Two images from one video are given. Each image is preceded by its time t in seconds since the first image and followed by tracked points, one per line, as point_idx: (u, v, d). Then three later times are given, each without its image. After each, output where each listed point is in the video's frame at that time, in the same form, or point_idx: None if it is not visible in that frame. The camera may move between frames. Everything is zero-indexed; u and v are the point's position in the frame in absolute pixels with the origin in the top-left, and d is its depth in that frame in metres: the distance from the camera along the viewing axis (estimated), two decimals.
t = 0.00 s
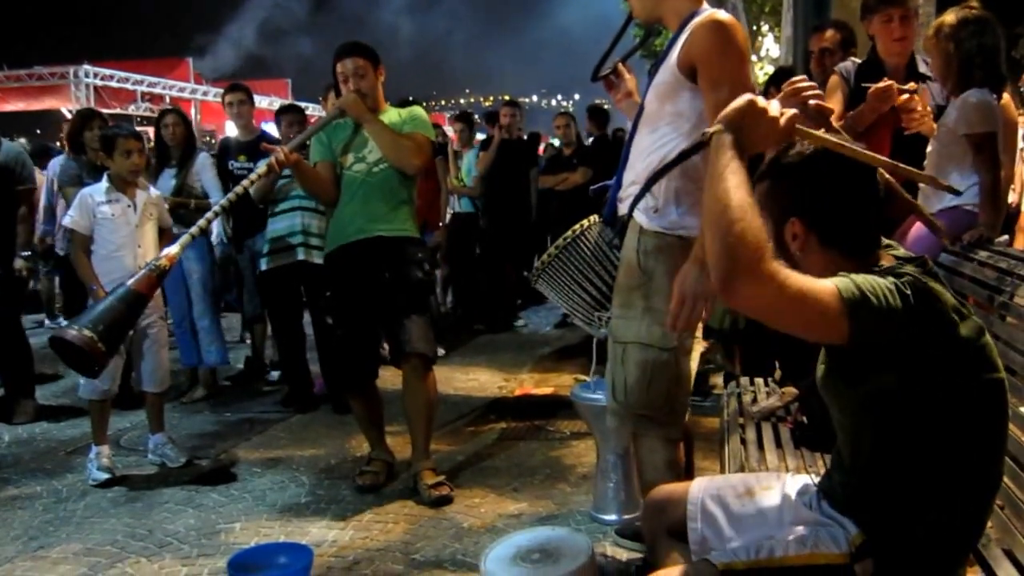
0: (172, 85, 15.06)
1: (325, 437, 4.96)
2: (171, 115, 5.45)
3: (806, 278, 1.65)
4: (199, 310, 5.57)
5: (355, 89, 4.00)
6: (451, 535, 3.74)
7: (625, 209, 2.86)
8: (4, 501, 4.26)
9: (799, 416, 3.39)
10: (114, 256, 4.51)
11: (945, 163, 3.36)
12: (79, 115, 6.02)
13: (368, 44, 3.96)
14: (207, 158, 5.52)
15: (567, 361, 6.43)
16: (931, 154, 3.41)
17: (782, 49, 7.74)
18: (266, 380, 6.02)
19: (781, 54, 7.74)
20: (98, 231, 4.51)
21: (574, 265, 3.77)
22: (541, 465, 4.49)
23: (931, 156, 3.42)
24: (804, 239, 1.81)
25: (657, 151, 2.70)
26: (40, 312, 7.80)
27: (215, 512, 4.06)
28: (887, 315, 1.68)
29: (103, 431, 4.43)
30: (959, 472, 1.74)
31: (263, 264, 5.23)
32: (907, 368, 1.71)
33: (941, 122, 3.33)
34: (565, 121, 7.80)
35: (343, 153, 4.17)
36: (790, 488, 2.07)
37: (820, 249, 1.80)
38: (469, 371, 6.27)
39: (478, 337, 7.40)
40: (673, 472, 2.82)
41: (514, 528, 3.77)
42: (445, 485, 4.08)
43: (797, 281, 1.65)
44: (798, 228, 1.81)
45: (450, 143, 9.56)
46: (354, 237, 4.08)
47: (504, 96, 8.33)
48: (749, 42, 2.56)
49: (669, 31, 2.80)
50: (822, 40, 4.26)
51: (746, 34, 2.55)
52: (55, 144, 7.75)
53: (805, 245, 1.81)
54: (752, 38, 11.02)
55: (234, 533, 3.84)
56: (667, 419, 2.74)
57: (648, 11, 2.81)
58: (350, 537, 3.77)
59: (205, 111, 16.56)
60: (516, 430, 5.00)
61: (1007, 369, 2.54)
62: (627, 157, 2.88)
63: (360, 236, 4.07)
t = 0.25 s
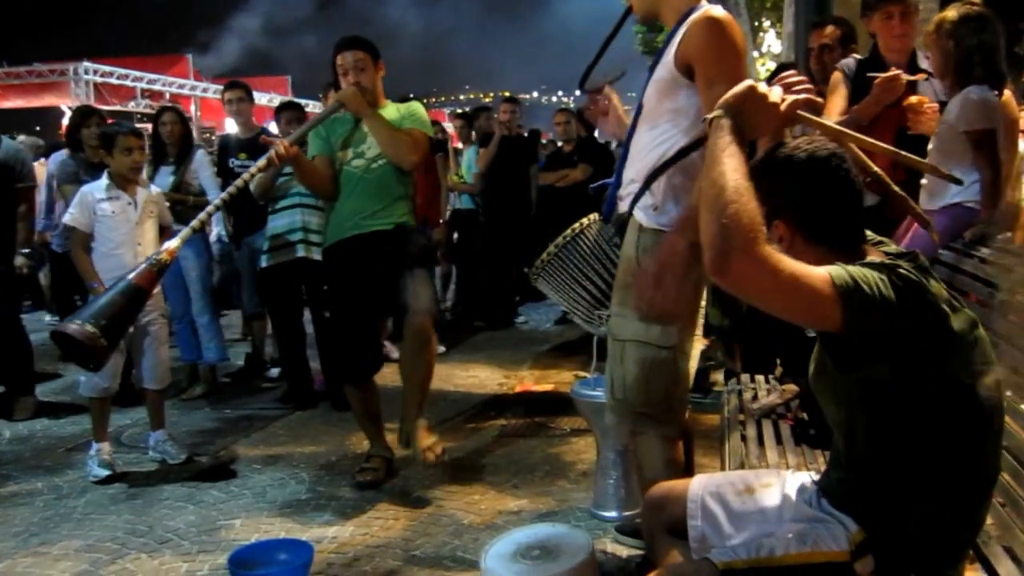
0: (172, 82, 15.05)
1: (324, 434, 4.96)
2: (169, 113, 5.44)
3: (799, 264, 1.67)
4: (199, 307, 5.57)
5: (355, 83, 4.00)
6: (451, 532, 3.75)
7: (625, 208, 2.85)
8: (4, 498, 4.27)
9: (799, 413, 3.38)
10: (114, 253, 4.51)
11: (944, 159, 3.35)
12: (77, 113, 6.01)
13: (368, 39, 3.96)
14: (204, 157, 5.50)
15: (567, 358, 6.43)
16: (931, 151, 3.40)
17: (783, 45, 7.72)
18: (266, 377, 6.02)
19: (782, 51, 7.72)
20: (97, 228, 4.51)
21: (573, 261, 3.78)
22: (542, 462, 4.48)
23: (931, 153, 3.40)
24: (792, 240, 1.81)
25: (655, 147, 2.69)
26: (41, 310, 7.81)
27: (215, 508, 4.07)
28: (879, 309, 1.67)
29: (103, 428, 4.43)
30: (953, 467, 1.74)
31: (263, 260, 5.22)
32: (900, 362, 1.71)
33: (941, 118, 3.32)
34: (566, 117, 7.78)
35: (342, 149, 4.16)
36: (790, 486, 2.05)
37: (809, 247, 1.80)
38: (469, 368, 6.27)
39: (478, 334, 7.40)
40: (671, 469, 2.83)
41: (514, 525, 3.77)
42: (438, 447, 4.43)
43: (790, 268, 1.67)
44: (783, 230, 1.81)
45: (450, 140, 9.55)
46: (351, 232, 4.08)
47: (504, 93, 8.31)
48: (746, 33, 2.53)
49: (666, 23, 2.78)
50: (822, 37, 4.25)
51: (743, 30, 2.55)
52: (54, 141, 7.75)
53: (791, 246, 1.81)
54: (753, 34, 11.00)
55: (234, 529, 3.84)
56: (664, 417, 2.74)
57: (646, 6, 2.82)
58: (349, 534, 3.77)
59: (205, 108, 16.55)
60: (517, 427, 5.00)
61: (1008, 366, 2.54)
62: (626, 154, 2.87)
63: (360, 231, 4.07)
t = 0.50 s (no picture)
0: (171, 78, 15.04)
1: (324, 431, 4.96)
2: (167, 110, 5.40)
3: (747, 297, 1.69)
4: (201, 304, 5.57)
5: (355, 80, 3.98)
6: (451, 529, 3.74)
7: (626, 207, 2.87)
8: (4, 494, 4.27)
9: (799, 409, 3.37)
10: (114, 250, 4.51)
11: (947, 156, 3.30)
12: (75, 109, 6.00)
13: (369, 32, 3.95)
14: (203, 152, 5.43)
15: (568, 355, 6.42)
16: (934, 148, 3.35)
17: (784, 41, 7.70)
18: (266, 373, 6.03)
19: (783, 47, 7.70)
20: (97, 225, 4.51)
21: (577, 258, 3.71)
22: (542, 458, 4.48)
23: (934, 150, 3.35)
24: (737, 261, 1.85)
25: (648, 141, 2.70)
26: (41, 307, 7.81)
27: (215, 505, 4.07)
28: (826, 310, 1.71)
29: (103, 425, 4.42)
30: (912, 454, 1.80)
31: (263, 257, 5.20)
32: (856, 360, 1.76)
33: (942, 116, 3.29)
34: (567, 114, 7.76)
35: (342, 145, 4.18)
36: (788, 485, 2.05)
37: (754, 263, 1.84)
38: (469, 364, 6.27)
39: (479, 331, 7.39)
40: (671, 467, 2.82)
41: (514, 522, 3.77)
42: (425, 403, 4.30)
43: (737, 297, 1.68)
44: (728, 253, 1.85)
45: (450, 136, 9.54)
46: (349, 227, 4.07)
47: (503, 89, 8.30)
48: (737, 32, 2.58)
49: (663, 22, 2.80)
50: (821, 34, 4.23)
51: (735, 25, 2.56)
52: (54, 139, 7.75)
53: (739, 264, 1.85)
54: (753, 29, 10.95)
55: (234, 526, 3.84)
56: (664, 417, 2.74)
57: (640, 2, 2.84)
58: (350, 530, 3.77)
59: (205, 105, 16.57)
60: (517, 424, 5.00)
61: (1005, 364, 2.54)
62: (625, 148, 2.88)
63: (359, 226, 4.07)
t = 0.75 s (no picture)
0: (172, 75, 15.04)
1: (325, 427, 4.95)
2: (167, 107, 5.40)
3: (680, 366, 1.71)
4: (200, 300, 5.56)
5: (358, 80, 3.98)
6: (451, 526, 3.74)
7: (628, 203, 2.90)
8: (5, 491, 4.27)
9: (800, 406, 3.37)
10: (114, 247, 4.50)
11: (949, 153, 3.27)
12: (75, 106, 6.00)
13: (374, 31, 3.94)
14: (203, 149, 5.55)
15: (569, 351, 6.41)
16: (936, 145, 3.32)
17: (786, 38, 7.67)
18: (266, 370, 6.03)
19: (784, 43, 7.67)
20: (97, 221, 4.51)
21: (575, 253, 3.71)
22: (542, 455, 4.47)
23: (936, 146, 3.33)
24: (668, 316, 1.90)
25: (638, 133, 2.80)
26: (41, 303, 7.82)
27: (216, 501, 4.06)
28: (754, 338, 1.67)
29: (103, 422, 4.41)
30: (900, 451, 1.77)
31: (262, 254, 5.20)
32: (810, 386, 1.71)
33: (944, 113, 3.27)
34: (568, 110, 7.73)
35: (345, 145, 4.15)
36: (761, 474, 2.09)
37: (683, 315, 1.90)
38: (470, 361, 6.26)
39: (481, 328, 7.39)
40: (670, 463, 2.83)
41: (515, 519, 3.76)
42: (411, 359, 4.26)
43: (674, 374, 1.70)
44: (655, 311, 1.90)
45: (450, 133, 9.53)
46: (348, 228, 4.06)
47: (503, 86, 8.28)
48: (732, 51, 2.68)
49: (661, 21, 2.86)
50: (820, 30, 4.21)
51: (725, 21, 2.65)
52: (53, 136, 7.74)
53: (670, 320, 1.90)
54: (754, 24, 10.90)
55: (234, 522, 3.84)
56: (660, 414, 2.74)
57: None
58: (351, 527, 3.77)
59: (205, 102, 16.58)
60: (517, 421, 4.99)
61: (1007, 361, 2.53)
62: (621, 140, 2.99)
63: (359, 227, 4.06)
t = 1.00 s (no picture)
0: (172, 72, 15.02)
1: (325, 424, 4.95)
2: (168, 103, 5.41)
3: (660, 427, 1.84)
4: (201, 296, 5.57)
5: (364, 86, 3.96)
6: (451, 522, 3.74)
7: (626, 199, 2.94)
8: (5, 487, 4.28)
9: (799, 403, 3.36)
10: (114, 243, 4.50)
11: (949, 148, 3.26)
12: (75, 103, 6.00)
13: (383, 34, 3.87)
14: (204, 145, 5.50)
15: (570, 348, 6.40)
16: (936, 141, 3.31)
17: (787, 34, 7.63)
18: (267, 366, 6.04)
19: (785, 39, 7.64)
20: (98, 217, 4.51)
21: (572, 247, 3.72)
22: (543, 452, 4.47)
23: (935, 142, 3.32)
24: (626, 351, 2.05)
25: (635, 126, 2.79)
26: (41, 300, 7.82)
27: (216, 498, 4.07)
28: (718, 360, 1.85)
29: (103, 418, 4.41)
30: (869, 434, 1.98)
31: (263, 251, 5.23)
32: (786, 391, 1.96)
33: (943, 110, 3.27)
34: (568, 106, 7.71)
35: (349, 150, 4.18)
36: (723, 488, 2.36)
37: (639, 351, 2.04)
38: (470, 358, 6.26)
39: (482, 325, 7.38)
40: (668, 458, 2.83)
41: (515, 515, 3.76)
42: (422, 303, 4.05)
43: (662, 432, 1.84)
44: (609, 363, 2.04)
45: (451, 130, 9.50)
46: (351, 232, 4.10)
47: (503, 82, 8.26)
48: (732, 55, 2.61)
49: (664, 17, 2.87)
50: (820, 26, 4.20)
51: (727, 18, 2.62)
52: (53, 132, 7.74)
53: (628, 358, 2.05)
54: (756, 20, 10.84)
55: (235, 519, 3.84)
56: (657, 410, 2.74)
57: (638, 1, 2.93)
58: (351, 523, 3.77)
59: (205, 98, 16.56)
60: (518, 418, 4.99)
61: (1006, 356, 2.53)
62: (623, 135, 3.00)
63: (360, 231, 4.10)
